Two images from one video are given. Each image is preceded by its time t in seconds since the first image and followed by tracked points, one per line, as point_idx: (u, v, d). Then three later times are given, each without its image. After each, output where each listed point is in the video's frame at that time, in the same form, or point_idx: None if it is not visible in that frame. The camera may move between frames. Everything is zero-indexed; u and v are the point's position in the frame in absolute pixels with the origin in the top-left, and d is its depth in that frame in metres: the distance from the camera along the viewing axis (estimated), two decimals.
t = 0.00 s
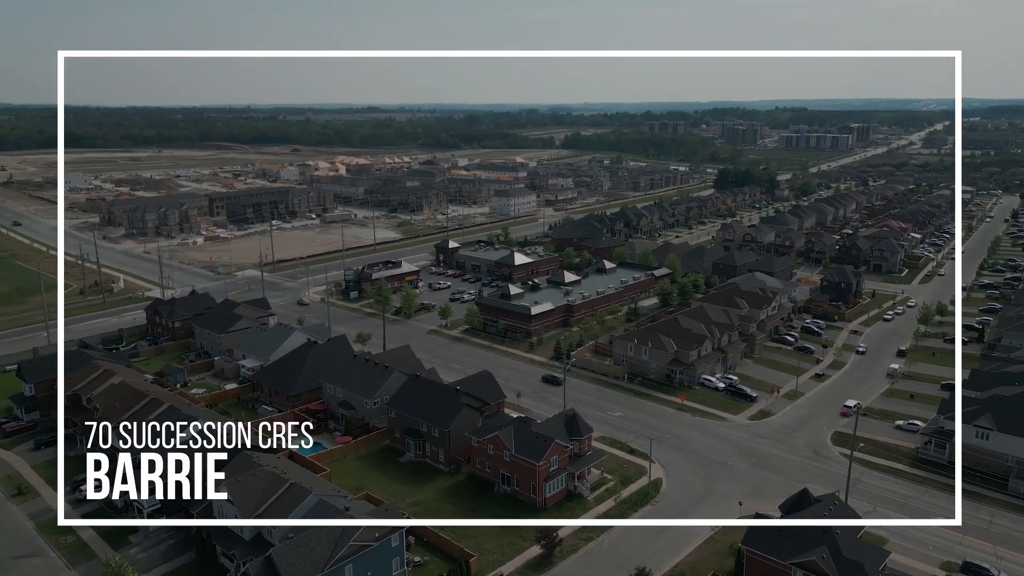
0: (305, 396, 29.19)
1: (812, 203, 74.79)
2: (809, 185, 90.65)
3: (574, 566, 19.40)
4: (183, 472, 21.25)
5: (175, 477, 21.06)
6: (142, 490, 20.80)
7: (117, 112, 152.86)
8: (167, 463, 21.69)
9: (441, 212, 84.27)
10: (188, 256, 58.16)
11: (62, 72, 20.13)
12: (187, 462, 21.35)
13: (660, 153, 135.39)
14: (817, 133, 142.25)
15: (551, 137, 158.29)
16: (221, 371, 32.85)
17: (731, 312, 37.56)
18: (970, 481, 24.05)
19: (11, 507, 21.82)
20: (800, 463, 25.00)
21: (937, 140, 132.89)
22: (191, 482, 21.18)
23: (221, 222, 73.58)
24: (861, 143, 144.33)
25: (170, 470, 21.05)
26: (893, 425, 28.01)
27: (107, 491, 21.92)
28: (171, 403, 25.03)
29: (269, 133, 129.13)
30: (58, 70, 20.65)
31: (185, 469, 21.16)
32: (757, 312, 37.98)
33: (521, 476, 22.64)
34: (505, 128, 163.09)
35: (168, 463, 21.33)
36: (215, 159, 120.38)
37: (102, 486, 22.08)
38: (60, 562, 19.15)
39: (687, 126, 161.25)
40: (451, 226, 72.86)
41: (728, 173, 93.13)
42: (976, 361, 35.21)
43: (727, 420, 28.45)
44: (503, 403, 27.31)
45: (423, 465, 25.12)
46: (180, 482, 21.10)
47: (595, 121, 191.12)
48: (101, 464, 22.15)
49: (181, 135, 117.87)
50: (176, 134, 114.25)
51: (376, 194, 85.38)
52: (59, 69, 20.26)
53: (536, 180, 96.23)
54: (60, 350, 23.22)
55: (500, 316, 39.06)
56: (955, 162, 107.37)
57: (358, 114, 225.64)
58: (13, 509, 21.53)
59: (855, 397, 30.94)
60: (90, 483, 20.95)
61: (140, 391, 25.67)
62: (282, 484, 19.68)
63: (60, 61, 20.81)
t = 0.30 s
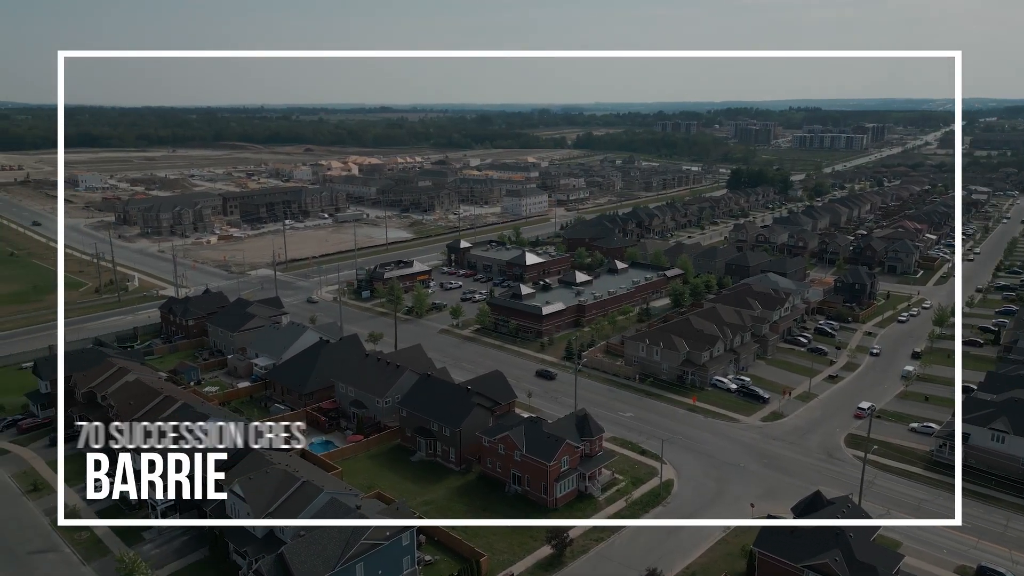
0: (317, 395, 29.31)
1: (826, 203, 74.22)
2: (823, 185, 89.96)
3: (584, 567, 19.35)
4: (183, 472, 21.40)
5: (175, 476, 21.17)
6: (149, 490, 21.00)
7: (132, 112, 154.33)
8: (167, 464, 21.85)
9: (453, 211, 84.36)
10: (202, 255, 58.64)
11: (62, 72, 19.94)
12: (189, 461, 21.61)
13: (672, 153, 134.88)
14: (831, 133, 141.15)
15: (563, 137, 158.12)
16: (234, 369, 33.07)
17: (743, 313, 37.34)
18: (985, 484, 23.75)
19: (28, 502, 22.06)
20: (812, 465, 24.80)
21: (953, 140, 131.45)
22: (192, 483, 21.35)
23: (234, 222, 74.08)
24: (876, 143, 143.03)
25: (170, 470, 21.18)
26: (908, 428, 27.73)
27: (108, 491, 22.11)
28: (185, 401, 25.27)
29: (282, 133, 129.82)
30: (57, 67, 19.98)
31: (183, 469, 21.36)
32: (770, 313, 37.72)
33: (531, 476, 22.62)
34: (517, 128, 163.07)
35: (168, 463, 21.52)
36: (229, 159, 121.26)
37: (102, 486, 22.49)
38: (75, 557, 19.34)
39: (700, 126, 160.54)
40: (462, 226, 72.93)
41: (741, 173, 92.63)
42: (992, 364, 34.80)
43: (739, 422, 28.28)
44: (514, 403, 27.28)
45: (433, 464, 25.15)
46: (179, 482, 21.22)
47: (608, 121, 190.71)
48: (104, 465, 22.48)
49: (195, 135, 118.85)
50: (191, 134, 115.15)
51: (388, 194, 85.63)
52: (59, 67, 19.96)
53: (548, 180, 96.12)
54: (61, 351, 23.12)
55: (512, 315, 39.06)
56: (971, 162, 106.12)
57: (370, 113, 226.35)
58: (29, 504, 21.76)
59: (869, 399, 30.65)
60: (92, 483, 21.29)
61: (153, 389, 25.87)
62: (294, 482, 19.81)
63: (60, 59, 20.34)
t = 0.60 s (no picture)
0: (329, 393, 29.44)
1: (840, 203, 73.59)
2: (837, 185, 89.24)
3: (595, 567, 19.30)
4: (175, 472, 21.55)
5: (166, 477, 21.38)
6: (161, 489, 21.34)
7: (147, 113, 155.83)
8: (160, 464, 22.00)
9: (465, 211, 84.46)
10: (215, 254, 59.06)
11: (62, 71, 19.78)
12: (193, 458, 21.50)
13: (684, 153, 134.33)
14: (845, 133, 140.03)
15: (575, 137, 157.89)
16: (247, 367, 33.29)
17: (756, 314, 37.11)
18: (1000, 487, 23.48)
19: (43, 498, 22.31)
20: (825, 468, 24.59)
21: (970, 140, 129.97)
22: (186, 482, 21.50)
23: (248, 221, 74.57)
24: (891, 143, 141.67)
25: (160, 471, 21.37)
26: (922, 430, 27.45)
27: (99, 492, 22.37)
28: (197, 399, 25.49)
29: (295, 133, 130.53)
30: (60, 67, 19.99)
31: (178, 468, 21.50)
32: (782, 314, 37.47)
33: (542, 476, 22.59)
34: (529, 128, 163.03)
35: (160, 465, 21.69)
36: (243, 158, 122.04)
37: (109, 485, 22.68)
38: (89, 553, 19.52)
39: (713, 126, 159.74)
40: (474, 226, 73.00)
41: (755, 173, 92.12)
42: (1008, 366, 34.34)
43: (752, 423, 28.11)
44: (524, 403, 27.25)
45: (444, 463, 25.19)
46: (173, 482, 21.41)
47: (620, 121, 190.28)
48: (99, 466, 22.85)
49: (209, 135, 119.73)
50: (205, 134, 116.01)
51: (400, 193, 85.87)
52: (59, 69, 19.99)
53: (560, 180, 95.98)
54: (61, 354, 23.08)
55: (522, 315, 39.06)
56: (988, 162, 104.88)
57: (382, 113, 226.96)
58: (44, 499, 21.98)
59: (882, 401, 30.36)
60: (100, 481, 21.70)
61: (167, 386, 26.09)
62: (305, 480, 19.93)
63: (61, 61, 20.16)
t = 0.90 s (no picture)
0: (340, 392, 29.54)
1: (854, 204, 72.92)
2: (850, 185, 88.51)
3: (606, 568, 19.26)
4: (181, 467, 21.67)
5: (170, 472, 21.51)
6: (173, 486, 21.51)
7: (161, 112, 157.27)
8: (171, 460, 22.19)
9: (476, 211, 84.51)
10: (228, 253, 59.45)
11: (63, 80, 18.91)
12: (206, 456, 21.64)
13: (697, 153, 133.72)
14: (859, 133, 138.87)
15: (586, 137, 157.61)
16: (259, 366, 33.48)
17: (768, 315, 36.86)
18: (1016, 491, 23.19)
19: (58, 494, 22.54)
20: (838, 470, 24.39)
21: (987, 140, 128.47)
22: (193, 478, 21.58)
23: (260, 220, 75.03)
24: (906, 143, 140.26)
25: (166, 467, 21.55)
26: (936, 433, 27.17)
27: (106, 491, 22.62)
28: (210, 397, 25.63)
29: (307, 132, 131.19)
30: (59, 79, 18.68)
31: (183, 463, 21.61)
32: (795, 315, 37.20)
33: (552, 475, 22.57)
34: (540, 128, 162.91)
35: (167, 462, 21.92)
36: (256, 158, 122.76)
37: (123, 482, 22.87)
38: (103, 549, 19.69)
39: (725, 125, 158.90)
40: (485, 226, 73.03)
41: (768, 173, 91.54)
42: None
43: (764, 424, 27.94)
44: (535, 403, 27.20)
45: (455, 462, 25.22)
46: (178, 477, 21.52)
47: (632, 121, 189.79)
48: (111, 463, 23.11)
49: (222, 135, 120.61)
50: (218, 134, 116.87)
51: (412, 193, 86.08)
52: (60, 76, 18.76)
53: (571, 180, 95.82)
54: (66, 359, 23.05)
55: (533, 315, 39.03)
56: (1006, 162, 103.61)
57: (395, 113, 227.64)
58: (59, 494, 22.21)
59: (896, 403, 30.08)
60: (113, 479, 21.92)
61: (181, 385, 26.25)
62: (316, 478, 20.02)
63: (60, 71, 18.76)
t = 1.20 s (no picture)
0: (352, 390, 29.64)
1: (869, 204, 72.21)
2: (865, 186, 87.68)
3: (616, 568, 19.19)
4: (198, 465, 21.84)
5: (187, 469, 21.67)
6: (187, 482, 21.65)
7: (177, 113, 158.90)
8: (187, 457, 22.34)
9: (488, 210, 84.55)
10: (242, 252, 59.80)
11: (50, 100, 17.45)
12: (220, 454, 21.80)
13: (710, 153, 133.02)
14: (874, 133, 137.55)
15: (599, 137, 157.27)
16: (272, 364, 33.68)
17: (781, 315, 36.57)
18: None
19: (73, 490, 22.77)
20: (852, 472, 24.19)
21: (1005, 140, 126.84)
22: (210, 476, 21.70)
23: (274, 219, 75.49)
24: (922, 143, 138.75)
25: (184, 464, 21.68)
26: (951, 435, 26.89)
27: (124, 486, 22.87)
28: (223, 394, 25.82)
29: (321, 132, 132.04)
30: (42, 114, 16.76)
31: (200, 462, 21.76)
32: (809, 316, 36.91)
33: (563, 476, 22.53)
34: (553, 128, 162.66)
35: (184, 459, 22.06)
36: (269, 157, 123.45)
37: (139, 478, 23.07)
38: (117, 545, 19.88)
39: (739, 125, 158.00)
40: (497, 225, 73.06)
41: (781, 173, 90.97)
42: None
43: (776, 426, 27.76)
44: (546, 403, 27.15)
45: (466, 461, 25.26)
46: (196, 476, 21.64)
47: (645, 121, 189.14)
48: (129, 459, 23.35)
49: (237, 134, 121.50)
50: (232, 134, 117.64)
51: (424, 192, 86.25)
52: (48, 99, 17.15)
53: (583, 179, 95.63)
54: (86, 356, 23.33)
55: (545, 315, 38.99)
56: None
57: (407, 114, 228.20)
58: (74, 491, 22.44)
59: (911, 405, 29.77)
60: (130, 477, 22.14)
61: (195, 382, 26.45)
62: (328, 476, 20.09)
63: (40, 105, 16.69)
